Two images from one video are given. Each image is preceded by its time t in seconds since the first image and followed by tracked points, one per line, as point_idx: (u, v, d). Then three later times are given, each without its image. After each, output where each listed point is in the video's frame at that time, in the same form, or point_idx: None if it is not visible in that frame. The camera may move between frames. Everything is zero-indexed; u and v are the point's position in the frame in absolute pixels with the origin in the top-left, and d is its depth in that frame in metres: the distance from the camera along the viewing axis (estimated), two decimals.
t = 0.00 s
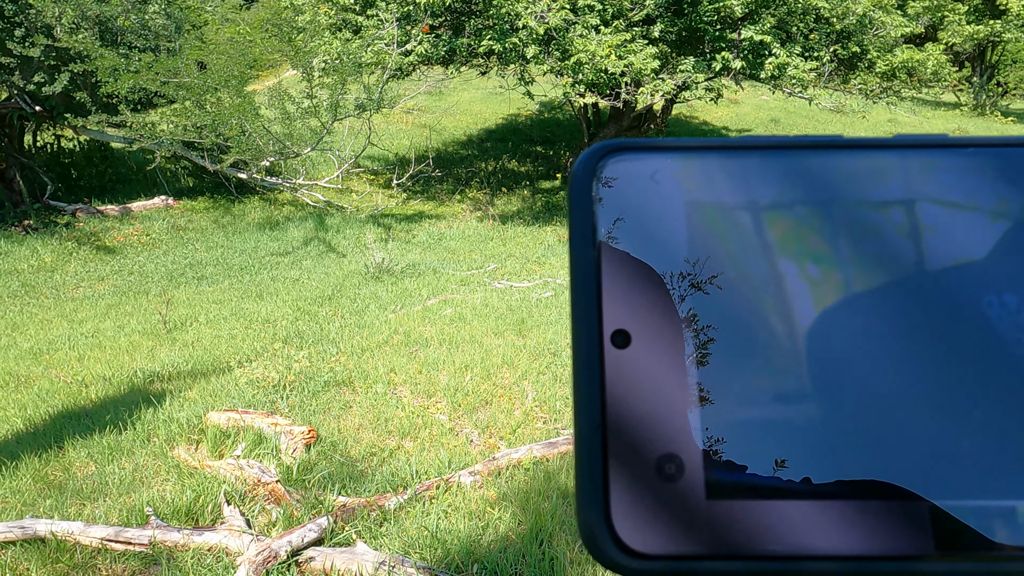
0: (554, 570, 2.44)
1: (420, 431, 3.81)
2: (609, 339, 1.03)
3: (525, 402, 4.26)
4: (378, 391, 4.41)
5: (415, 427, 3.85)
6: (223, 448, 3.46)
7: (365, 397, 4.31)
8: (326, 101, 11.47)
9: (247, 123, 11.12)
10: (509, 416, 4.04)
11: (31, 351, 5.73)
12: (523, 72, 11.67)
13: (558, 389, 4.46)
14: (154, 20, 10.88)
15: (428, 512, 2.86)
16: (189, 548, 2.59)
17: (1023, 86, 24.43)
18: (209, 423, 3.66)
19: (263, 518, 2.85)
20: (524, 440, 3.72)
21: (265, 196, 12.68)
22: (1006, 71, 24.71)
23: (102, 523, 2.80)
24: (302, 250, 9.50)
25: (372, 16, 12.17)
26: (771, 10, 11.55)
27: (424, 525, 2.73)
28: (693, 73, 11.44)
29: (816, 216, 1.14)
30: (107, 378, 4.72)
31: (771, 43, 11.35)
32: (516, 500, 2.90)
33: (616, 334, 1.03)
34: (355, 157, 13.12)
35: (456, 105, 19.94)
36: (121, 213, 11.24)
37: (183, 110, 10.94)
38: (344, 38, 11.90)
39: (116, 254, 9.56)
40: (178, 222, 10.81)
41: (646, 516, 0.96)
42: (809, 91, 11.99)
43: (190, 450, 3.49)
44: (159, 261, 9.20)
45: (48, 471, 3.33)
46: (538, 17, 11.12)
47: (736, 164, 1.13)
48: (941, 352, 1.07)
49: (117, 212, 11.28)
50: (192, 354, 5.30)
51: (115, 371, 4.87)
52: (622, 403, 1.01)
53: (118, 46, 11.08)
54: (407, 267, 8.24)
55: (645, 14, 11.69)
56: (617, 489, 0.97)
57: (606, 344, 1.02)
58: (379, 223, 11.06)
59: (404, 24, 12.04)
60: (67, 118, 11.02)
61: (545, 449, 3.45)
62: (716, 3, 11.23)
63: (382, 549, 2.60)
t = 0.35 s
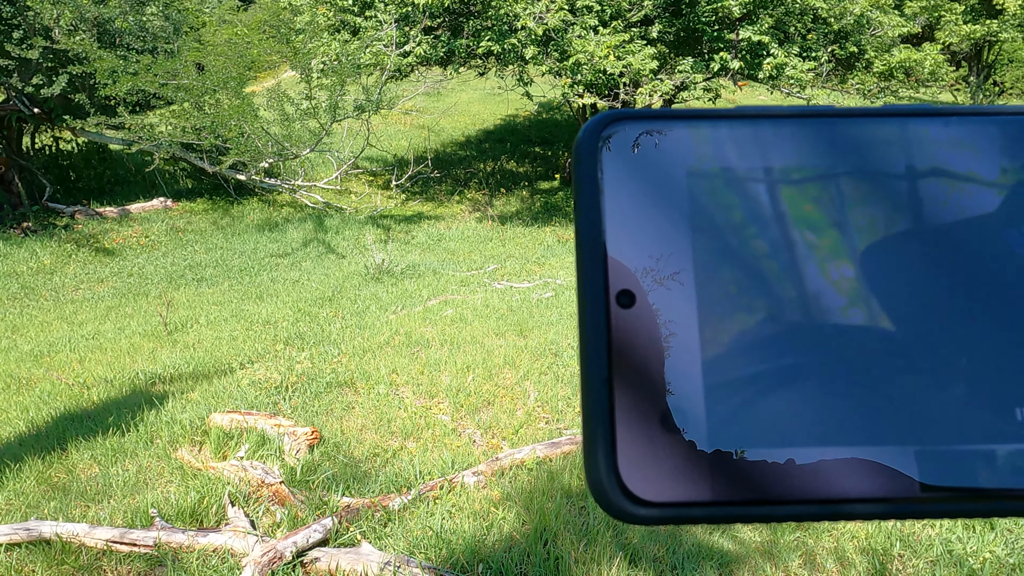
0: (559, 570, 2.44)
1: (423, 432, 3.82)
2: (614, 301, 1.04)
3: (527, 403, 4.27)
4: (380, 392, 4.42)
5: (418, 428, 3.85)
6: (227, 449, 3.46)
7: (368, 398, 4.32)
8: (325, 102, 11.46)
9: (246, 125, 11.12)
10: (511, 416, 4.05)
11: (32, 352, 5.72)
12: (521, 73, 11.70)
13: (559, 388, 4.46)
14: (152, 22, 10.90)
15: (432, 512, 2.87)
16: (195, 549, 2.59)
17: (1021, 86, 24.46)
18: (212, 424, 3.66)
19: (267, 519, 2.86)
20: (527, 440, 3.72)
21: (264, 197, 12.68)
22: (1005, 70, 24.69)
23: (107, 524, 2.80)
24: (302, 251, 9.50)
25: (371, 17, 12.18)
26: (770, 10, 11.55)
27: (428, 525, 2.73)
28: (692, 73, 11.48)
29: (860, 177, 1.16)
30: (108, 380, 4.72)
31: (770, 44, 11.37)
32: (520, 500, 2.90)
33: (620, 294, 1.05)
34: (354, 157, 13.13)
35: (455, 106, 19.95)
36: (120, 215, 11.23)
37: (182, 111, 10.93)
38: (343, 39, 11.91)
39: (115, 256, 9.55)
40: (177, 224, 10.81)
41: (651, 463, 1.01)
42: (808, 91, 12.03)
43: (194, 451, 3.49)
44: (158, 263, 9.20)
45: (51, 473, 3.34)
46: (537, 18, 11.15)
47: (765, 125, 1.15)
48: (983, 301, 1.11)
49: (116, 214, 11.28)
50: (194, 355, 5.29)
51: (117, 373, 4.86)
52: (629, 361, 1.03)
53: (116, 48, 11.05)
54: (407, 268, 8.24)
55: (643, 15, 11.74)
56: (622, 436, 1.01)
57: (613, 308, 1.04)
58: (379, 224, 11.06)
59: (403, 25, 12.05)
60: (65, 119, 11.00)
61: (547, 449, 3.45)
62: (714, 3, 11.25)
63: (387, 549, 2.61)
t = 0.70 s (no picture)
0: (551, 572, 2.44)
1: (419, 434, 3.82)
2: (472, 321, 1.28)
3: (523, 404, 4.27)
4: (376, 394, 4.42)
5: (413, 430, 3.86)
6: (221, 452, 3.46)
7: (364, 400, 4.32)
8: (322, 104, 11.44)
9: (244, 126, 11.14)
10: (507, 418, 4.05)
11: (28, 356, 5.72)
12: (518, 75, 11.74)
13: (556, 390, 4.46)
14: (150, 23, 11.03)
15: (426, 515, 2.87)
16: (189, 553, 2.59)
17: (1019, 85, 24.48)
18: (207, 427, 3.66)
19: (262, 522, 2.86)
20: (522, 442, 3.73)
21: (261, 200, 12.68)
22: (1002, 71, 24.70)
23: (101, 528, 2.81)
24: (299, 253, 9.50)
25: (368, 19, 12.21)
26: (766, 11, 11.52)
27: (422, 527, 2.73)
28: (689, 74, 11.51)
29: (774, 190, 1.41)
30: (104, 383, 4.72)
31: (766, 44, 11.39)
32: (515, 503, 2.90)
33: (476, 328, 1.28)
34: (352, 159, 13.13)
35: (453, 107, 19.96)
36: (117, 217, 11.22)
37: (179, 113, 10.91)
38: (340, 41, 11.93)
39: (113, 258, 9.54)
40: (175, 226, 10.81)
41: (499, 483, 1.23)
42: (804, 92, 12.07)
43: (189, 454, 3.49)
44: (155, 265, 9.19)
45: (46, 477, 3.34)
46: (534, 19, 11.16)
47: (675, 148, 1.37)
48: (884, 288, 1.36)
49: (113, 216, 11.26)
50: (190, 358, 5.29)
51: (113, 377, 4.86)
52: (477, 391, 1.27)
53: (113, 51, 11.04)
54: (405, 270, 8.25)
55: (640, 16, 11.78)
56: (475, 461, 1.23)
57: (470, 328, 1.28)
58: (377, 225, 11.07)
59: (400, 27, 12.11)
60: (62, 122, 11.00)
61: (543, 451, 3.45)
62: (710, 4, 11.29)
63: (381, 553, 2.61)
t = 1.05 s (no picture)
0: None
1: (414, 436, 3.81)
2: (340, 357, 1.21)
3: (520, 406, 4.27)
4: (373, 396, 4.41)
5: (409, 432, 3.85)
6: (218, 454, 3.46)
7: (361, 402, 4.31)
8: (322, 106, 11.42)
9: (244, 128, 11.15)
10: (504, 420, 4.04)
11: (27, 357, 5.72)
12: (518, 76, 11.77)
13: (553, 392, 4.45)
14: (151, 25, 11.07)
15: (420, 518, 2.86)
16: (184, 555, 2.58)
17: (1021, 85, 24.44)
18: (204, 429, 3.66)
19: (258, 524, 2.85)
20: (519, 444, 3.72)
21: (262, 201, 12.71)
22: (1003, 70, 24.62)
23: (96, 531, 2.80)
24: (299, 254, 9.50)
25: (369, 20, 12.24)
26: (767, 11, 11.53)
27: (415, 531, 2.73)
28: (690, 75, 11.49)
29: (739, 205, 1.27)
30: (102, 385, 4.71)
31: (767, 45, 11.39)
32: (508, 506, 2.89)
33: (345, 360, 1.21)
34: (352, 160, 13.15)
35: (454, 108, 19.99)
36: (118, 218, 11.23)
37: (180, 115, 10.93)
38: (340, 42, 11.95)
39: (113, 259, 9.55)
40: (175, 227, 10.82)
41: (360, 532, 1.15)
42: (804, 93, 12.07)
43: (185, 457, 3.48)
44: (156, 266, 9.19)
45: (41, 479, 3.34)
46: (534, 21, 11.11)
47: (631, 161, 1.27)
48: (865, 326, 1.20)
49: (114, 218, 11.25)
50: (188, 360, 5.28)
51: (110, 378, 4.86)
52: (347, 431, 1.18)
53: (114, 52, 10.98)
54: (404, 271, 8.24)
55: (641, 17, 11.83)
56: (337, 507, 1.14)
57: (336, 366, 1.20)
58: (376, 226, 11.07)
59: (400, 28, 12.14)
60: (63, 123, 11.02)
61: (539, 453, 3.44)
62: (711, 5, 11.29)
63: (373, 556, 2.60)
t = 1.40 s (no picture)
0: None
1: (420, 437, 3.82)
2: (429, 349, 1.12)
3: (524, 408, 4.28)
4: (379, 396, 4.43)
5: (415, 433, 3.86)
6: (224, 453, 3.47)
7: (367, 402, 4.32)
8: (328, 106, 11.42)
9: (250, 128, 11.17)
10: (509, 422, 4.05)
11: (34, 355, 5.74)
12: (524, 77, 11.77)
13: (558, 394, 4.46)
14: (159, 25, 11.16)
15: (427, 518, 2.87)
16: (190, 554, 2.59)
17: None
18: (210, 429, 3.67)
19: (263, 523, 2.85)
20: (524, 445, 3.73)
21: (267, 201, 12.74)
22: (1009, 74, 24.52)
23: (102, 529, 2.81)
24: (305, 255, 9.52)
25: (375, 21, 12.28)
26: (774, 13, 11.56)
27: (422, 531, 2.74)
28: (696, 77, 11.42)
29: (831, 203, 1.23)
30: (109, 383, 4.73)
31: (774, 47, 11.34)
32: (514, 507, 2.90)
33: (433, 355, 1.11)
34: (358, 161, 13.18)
35: (459, 109, 20.01)
36: (124, 218, 11.26)
37: (186, 115, 10.97)
38: (347, 43, 11.99)
39: (119, 259, 9.57)
40: (182, 227, 10.84)
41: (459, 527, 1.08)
42: (811, 95, 11.96)
43: (191, 456, 3.49)
44: (161, 266, 9.21)
45: (49, 477, 3.35)
46: (540, 22, 11.14)
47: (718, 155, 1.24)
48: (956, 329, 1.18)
49: (121, 217, 11.30)
50: (194, 359, 5.29)
51: (117, 377, 4.87)
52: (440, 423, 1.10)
53: (122, 52, 11.04)
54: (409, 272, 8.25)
55: (647, 19, 11.82)
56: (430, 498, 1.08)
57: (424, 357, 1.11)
58: (382, 227, 11.10)
59: (406, 29, 12.17)
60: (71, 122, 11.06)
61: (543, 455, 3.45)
62: (718, 6, 11.24)
63: (381, 556, 2.61)
